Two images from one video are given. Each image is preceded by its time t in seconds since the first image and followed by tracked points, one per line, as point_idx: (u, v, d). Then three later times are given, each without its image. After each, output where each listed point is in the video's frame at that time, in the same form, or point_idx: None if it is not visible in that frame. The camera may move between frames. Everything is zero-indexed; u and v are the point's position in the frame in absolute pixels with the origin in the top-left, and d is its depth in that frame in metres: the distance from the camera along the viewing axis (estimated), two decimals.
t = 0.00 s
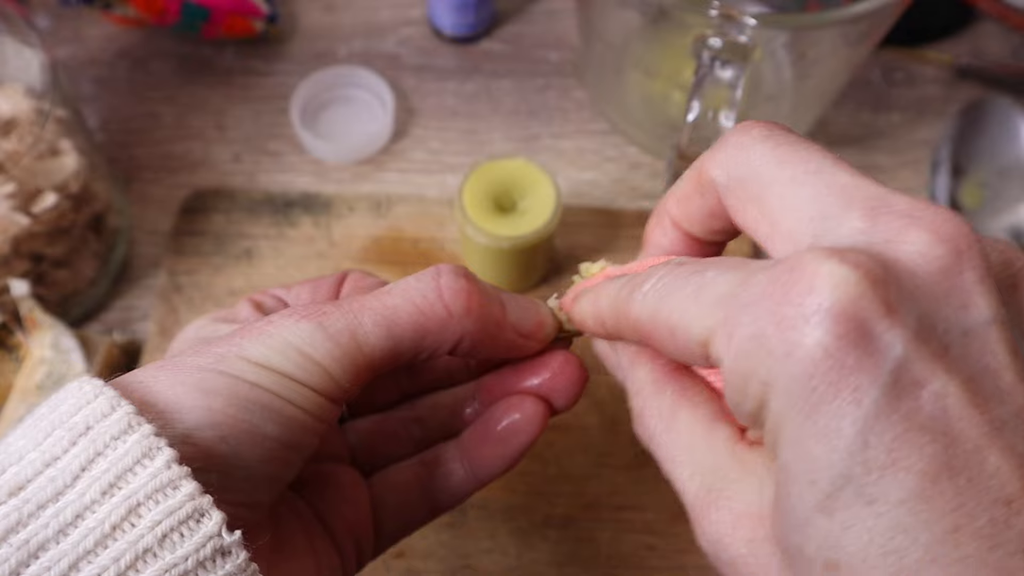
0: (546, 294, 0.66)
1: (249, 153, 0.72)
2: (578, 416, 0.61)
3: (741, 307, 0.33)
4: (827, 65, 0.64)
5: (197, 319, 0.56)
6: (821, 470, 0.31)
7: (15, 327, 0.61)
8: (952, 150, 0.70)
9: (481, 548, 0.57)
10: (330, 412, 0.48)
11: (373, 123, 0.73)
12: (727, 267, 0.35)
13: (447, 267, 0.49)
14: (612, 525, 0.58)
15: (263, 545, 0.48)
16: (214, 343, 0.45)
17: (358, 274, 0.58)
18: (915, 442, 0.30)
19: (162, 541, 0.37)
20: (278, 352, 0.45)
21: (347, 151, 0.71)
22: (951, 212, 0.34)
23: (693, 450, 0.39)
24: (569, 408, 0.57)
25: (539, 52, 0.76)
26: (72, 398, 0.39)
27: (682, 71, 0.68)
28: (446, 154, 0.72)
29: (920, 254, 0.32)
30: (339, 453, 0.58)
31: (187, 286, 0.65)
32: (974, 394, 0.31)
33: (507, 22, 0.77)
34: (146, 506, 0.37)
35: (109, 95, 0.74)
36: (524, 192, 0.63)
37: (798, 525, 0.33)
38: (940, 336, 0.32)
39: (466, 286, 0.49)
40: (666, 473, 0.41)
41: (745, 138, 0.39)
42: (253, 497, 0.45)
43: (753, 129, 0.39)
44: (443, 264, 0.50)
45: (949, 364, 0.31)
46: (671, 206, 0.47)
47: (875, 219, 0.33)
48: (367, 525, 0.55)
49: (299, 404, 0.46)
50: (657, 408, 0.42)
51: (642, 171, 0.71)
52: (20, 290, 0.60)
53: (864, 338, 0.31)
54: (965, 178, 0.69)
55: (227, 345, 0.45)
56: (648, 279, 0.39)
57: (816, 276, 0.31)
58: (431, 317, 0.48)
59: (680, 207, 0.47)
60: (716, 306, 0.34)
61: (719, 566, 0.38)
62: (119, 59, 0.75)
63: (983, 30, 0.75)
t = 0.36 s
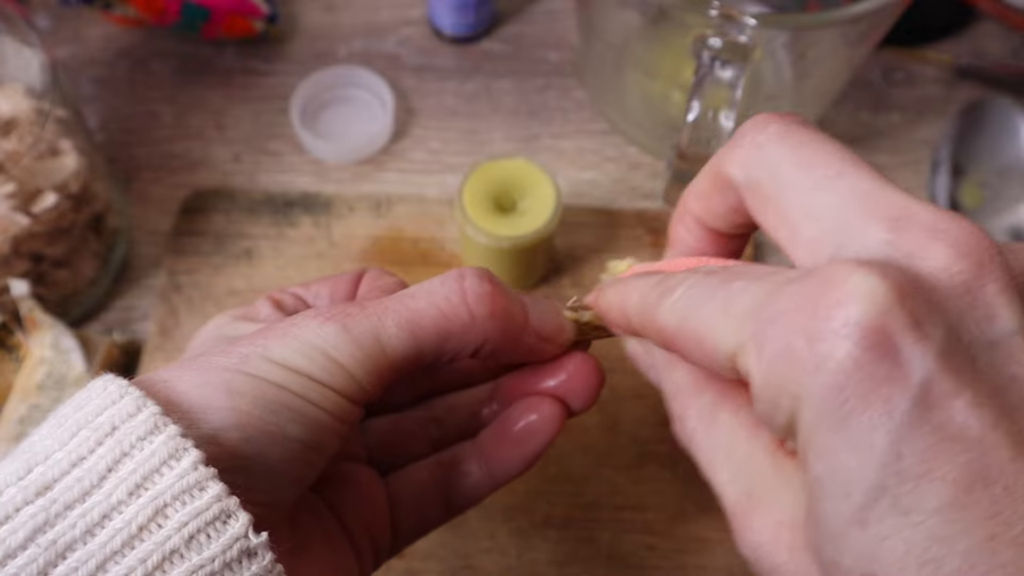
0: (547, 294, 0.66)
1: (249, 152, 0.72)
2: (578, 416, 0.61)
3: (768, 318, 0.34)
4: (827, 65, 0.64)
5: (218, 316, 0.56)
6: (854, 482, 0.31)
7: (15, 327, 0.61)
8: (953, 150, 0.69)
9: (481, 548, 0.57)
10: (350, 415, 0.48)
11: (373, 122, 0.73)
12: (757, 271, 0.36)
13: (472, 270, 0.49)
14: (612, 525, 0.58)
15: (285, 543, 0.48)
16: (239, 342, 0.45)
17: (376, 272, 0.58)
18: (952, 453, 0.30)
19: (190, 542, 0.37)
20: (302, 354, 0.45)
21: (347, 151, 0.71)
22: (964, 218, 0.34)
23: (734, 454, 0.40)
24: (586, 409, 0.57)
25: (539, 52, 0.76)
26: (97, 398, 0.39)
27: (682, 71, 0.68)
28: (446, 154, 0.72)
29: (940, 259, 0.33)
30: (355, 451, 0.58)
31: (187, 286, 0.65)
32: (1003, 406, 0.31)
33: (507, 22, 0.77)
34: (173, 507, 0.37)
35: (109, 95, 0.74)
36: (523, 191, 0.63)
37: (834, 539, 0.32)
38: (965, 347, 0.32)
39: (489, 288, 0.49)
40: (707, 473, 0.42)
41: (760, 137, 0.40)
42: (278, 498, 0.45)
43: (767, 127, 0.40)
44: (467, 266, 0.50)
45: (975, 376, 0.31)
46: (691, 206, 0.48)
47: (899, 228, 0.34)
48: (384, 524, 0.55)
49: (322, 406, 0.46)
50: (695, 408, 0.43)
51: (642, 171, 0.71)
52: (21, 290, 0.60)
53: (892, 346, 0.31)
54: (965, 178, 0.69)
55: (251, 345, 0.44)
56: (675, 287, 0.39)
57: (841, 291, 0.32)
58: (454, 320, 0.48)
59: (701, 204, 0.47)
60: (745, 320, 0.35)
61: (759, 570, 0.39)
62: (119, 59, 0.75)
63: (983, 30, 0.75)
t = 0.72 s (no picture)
0: (547, 295, 0.65)
1: (249, 153, 0.72)
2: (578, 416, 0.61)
3: (868, 262, 0.31)
4: (827, 65, 0.64)
5: (214, 340, 0.56)
6: (942, 440, 0.29)
7: (15, 328, 0.61)
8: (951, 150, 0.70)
9: (481, 548, 0.57)
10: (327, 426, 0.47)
11: (373, 122, 0.73)
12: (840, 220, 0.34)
13: (446, 280, 0.49)
14: (612, 525, 0.58)
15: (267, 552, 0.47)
16: (215, 358, 0.45)
17: (372, 289, 0.58)
18: None
19: (168, 553, 0.37)
20: (276, 366, 0.45)
21: (347, 151, 0.71)
22: None
23: (814, 401, 0.36)
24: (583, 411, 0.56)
25: (539, 52, 0.76)
26: (78, 413, 0.39)
27: (682, 71, 0.68)
28: (446, 154, 0.72)
29: None
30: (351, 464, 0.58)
31: (187, 286, 0.65)
32: None
33: (507, 22, 0.77)
34: (152, 519, 0.37)
35: (109, 95, 0.74)
36: (523, 191, 0.63)
37: (917, 490, 0.31)
38: None
39: (464, 297, 0.48)
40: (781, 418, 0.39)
41: (860, 87, 0.39)
42: (256, 510, 0.45)
43: (869, 78, 0.39)
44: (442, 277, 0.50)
45: None
46: (776, 152, 0.46)
47: (1012, 188, 0.32)
48: (379, 538, 0.55)
49: (299, 418, 0.45)
50: (784, 350, 0.39)
51: (642, 171, 0.71)
52: (20, 290, 0.60)
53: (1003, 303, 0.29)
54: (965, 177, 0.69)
55: (226, 360, 0.45)
56: (757, 220, 0.38)
57: (953, 242, 0.29)
58: (429, 331, 0.47)
59: (789, 151, 0.45)
60: (840, 258, 0.32)
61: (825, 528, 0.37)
62: (118, 59, 0.75)
63: (983, 30, 0.75)
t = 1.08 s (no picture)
0: (547, 295, 0.65)
1: (249, 152, 0.72)
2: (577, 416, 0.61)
3: (738, 319, 0.32)
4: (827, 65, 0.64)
5: (222, 324, 0.56)
6: (824, 492, 0.31)
7: (15, 327, 0.61)
8: (952, 150, 0.69)
9: (482, 548, 0.57)
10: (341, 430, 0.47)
11: (373, 123, 0.73)
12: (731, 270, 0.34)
13: (466, 283, 0.49)
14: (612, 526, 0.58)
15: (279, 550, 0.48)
16: (232, 354, 0.45)
17: (382, 279, 0.58)
18: (922, 461, 0.29)
19: (186, 559, 0.37)
20: (294, 367, 0.44)
21: (347, 151, 0.71)
22: (933, 220, 0.33)
23: (726, 459, 0.41)
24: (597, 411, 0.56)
25: (539, 52, 0.76)
26: (94, 410, 0.39)
27: (682, 71, 0.67)
28: (445, 154, 0.72)
29: (913, 270, 0.32)
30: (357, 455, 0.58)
31: (187, 286, 0.65)
32: (977, 407, 0.31)
33: (507, 22, 0.77)
34: (170, 524, 0.37)
35: (109, 95, 0.74)
36: (524, 191, 0.63)
37: (811, 548, 0.32)
38: (940, 354, 0.31)
39: (484, 302, 0.48)
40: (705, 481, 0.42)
41: (738, 141, 0.39)
42: (268, 514, 0.45)
43: (747, 130, 0.40)
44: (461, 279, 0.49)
45: (949, 382, 0.31)
46: (664, 209, 0.48)
47: (875, 230, 0.33)
48: (383, 530, 0.55)
49: (315, 421, 0.45)
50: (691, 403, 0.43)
51: (642, 171, 0.71)
52: (20, 290, 0.60)
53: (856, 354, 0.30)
54: (965, 177, 0.69)
55: (244, 358, 0.44)
56: (645, 273, 0.39)
57: (816, 291, 0.31)
58: (448, 335, 0.47)
59: (676, 209, 0.46)
60: (715, 314, 0.33)
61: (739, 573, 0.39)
62: (118, 59, 0.76)
63: (984, 30, 0.75)
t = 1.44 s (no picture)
0: (547, 295, 0.65)
1: (249, 152, 0.72)
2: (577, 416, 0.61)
3: (897, 217, 0.31)
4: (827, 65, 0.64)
5: (231, 327, 0.56)
6: (979, 402, 0.29)
7: (15, 327, 0.61)
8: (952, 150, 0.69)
9: (481, 548, 0.57)
10: (323, 422, 0.47)
11: (373, 123, 0.73)
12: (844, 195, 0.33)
13: (452, 277, 0.48)
14: (612, 526, 0.58)
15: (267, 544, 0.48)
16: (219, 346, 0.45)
17: (391, 280, 0.58)
18: None
19: (167, 542, 0.37)
20: (274, 361, 0.44)
21: (347, 151, 0.71)
22: None
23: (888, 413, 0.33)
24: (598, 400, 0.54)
25: (539, 52, 0.76)
26: (77, 399, 0.39)
27: (682, 72, 0.68)
28: (446, 154, 0.72)
29: (987, 243, 0.29)
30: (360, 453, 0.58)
31: (187, 286, 0.65)
32: None
33: (507, 22, 0.77)
34: (152, 508, 0.37)
35: (109, 95, 0.74)
36: (524, 191, 0.63)
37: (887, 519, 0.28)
38: None
39: (468, 295, 0.47)
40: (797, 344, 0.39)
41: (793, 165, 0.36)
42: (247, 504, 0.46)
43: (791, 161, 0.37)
44: (449, 273, 0.49)
45: None
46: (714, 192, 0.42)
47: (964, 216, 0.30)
48: (383, 524, 0.55)
49: (295, 414, 0.45)
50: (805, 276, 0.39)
51: (642, 171, 0.71)
52: (21, 290, 0.60)
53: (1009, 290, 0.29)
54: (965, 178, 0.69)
55: (227, 352, 0.44)
56: (785, 164, 0.37)
57: (981, 219, 0.29)
58: (431, 329, 0.46)
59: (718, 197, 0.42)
60: (874, 210, 0.32)
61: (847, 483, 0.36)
62: (118, 59, 0.76)
63: (983, 31, 0.76)
